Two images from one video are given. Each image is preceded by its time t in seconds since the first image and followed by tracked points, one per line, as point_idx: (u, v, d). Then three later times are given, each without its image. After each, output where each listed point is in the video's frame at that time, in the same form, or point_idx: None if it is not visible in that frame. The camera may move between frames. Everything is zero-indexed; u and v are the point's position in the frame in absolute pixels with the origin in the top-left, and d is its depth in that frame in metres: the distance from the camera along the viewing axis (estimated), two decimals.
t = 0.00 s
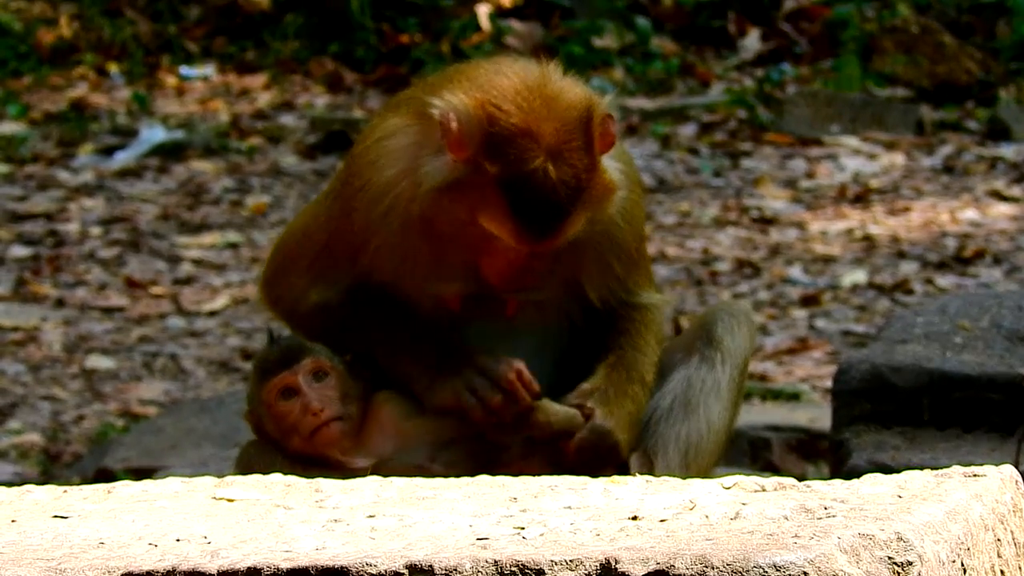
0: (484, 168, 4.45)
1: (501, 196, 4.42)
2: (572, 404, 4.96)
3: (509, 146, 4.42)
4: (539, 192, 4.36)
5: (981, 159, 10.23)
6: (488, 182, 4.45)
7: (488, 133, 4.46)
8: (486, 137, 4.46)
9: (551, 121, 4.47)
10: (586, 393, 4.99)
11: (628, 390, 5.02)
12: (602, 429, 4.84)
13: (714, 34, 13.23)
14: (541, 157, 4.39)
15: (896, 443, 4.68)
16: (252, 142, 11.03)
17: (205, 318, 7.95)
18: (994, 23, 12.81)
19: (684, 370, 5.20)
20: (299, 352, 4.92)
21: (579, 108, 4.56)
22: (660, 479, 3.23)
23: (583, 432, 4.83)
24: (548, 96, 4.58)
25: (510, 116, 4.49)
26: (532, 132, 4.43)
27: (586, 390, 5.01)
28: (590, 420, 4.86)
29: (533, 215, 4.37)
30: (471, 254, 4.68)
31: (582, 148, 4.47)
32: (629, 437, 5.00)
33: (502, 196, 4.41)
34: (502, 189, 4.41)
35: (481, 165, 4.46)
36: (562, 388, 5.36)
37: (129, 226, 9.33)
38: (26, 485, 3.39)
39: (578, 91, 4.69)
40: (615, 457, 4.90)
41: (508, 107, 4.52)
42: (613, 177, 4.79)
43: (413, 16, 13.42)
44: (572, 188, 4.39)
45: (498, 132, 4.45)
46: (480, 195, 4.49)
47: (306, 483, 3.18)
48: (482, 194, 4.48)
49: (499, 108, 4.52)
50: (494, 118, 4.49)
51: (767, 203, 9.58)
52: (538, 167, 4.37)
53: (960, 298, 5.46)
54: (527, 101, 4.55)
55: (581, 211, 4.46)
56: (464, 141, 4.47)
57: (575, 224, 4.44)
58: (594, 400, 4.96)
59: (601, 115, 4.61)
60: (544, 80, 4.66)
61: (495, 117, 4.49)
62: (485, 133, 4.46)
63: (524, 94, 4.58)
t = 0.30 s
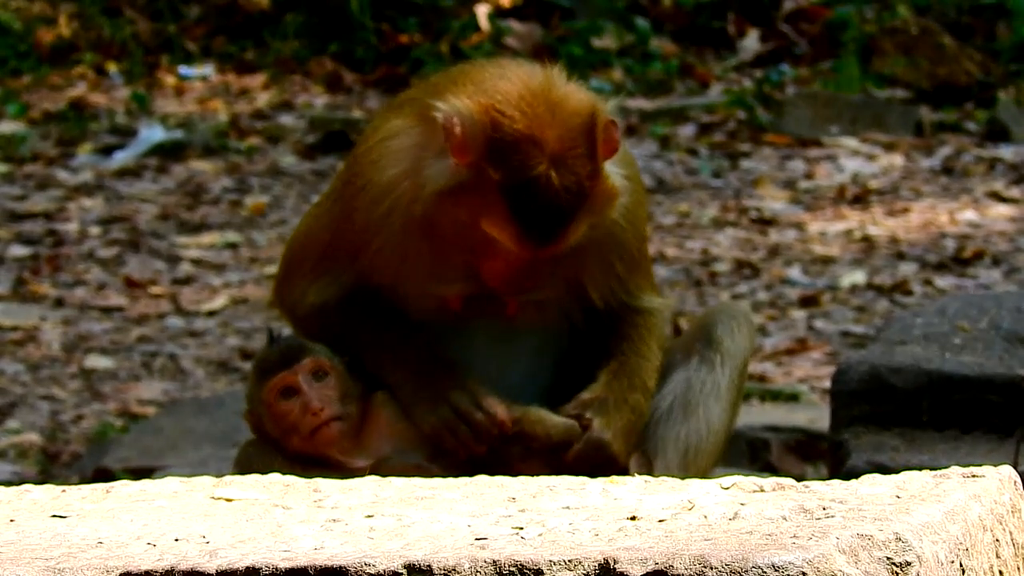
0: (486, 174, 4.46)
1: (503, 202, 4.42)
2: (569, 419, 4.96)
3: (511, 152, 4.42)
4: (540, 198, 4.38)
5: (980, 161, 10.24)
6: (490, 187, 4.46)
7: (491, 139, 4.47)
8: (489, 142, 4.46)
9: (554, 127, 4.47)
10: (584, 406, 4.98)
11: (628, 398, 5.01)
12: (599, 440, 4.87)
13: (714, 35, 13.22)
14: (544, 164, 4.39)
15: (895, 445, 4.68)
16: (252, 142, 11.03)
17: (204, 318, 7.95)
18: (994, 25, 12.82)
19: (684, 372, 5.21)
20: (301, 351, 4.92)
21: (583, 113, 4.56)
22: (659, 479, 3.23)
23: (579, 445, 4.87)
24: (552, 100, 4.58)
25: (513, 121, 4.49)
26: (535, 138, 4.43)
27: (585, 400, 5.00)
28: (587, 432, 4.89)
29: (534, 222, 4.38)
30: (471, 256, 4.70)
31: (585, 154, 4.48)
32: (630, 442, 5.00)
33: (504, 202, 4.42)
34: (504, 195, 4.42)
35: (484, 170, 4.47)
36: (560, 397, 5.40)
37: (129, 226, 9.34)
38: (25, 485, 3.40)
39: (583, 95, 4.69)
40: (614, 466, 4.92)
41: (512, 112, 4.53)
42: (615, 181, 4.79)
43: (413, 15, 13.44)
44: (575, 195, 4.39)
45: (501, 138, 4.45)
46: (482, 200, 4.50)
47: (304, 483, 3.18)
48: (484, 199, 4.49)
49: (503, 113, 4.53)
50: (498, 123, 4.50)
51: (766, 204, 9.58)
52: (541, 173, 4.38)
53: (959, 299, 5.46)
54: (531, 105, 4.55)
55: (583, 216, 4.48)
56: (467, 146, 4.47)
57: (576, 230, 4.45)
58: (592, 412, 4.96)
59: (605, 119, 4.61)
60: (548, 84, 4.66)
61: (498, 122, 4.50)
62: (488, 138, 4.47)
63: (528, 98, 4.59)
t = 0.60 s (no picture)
0: (487, 175, 4.46)
1: (504, 204, 4.42)
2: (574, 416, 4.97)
3: (512, 154, 4.42)
4: (542, 199, 4.35)
5: (981, 161, 10.23)
6: (491, 189, 4.45)
7: (492, 140, 4.46)
8: (490, 144, 4.46)
9: (556, 129, 4.47)
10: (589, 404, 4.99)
11: (632, 397, 5.01)
12: (603, 440, 4.87)
13: (714, 35, 13.20)
14: (544, 166, 4.39)
15: (896, 444, 4.67)
16: (252, 141, 11.02)
17: (203, 317, 7.94)
18: (995, 25, 12.83)
19: (685, 371, 5.21)
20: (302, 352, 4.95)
21: (584, 115, 4.56)
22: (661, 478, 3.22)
23: (583, 444, 4.86)
24: (554, 103, 4.58)
25: (515, 123, 4.49)
26: (536, 140, 4.43)
27: (588, 399, 5.01)
28: (591, 431, 4.89)
29: (534, 224, 4.37)
30: (472, 257, 4.68)
31: (587, 156, 4.47)
32: (633, 443, 5.00)
33: (504, 204, 4.42)
34: (505, 197, 4.41)
35: (485, 172, 4.46)
36: (565, 394, 5.39)
37: (128, 225, 9.33)
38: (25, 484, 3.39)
39: (585, 98, 4.69)
40: (619, 466, 4.92)
41: (514, 114, 4.52)
42: (617, 184, 4.79)
43: (414, 14, 13.47)
44: (575, 198, 4.39)
45: (503, 139, 4.45)
46: (483, 201, 4.49)
47: (306, 482, 3.17)
48: (484, 200, 4.48)
49: (505, 115, 4.52)
50: (500, 124, 4.49)
51: (766, 204, 9.58)
52: (542, 176, 4.37)
53: (960, 299, 5.46)
54: (533, 107, 4.55)
55: (583, 219, 4.47)
56: (469, 147, 4.47)
57: (577, 233, 4.44)
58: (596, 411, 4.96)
59: (608, 122, 4.60)
60: (550, 86, 4.66)
61: (500, 124, 4.49)
62: (490, 139, 4.46)
63: (530, 100, 4.58)
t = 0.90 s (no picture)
0: (486, 174, 4.47)
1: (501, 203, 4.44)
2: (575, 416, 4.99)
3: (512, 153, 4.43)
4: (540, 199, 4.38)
5: (981, 160, 10.23)
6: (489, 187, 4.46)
7: (491, 139, 4.47)
8: (489, 143, 4.46)
9: (555, 130, 4.48)
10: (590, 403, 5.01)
11: (634, 397, 5.02)
12: (605, 439, 4.90)
13: (715, 34, 13.18)
14: (543, 166, 4.40)
15: (896, 444, 4.68)
16: (252, 140, 11.02)
17: (204, 317, 7.94)
18: (996, 24, 12.84)
19: (685, 371, 5.21)
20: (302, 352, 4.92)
21: (584, 117, 4.58)
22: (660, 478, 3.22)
23: (585, 443, 4.89)
24: (554, 104, 4.59)
25: (514, 122, 4.50)
26: (535, 140, 4.45)
27: (590, 398, 5.02)
28: (593, 430, 4.92)
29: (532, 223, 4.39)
30: (470, 255, 4.69)
31: (586, 158, 4.49)
32: (633, 443, 5.02)
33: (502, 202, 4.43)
34: (503, 196, 4.43)
35: (484, 170, 4.47)
36: (565, 396, 5.42)
37: (128, 224, 9.33)
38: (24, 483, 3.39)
39: (584, 99, 4.70)
40: (620, 466, 4.94)
41: (513, 113, 4.53)
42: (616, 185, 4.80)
43: (415, 13, 13.48)
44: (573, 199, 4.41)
45: (501, 138, 4.46)
46: (481, 200, 4.50)
47: (306, 481, 3.17)
48: (483, 199, 4.49)
49: (505, 114, 4.53)
50: (498, 124, 4.50)
51: (767, 203, 9.57)
52: (541, 176, 4.39)
53: (961, 298, 5.46)
54: (532, 108, 4.56)
55: (582, 219, 4.49)
56: (468, 146, 4.47)
57: (575, 233, 4.47)
58: (598, 411, 4.98)
59: (608, 124, 4.62)
60: (550, 87, 4.67)
61: (499, 124, 4.50)
62: (489, 138, 4.47)
63: (530, 100, 4.59)
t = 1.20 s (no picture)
0: (486, 177, 4.47)
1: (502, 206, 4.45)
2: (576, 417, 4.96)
3: (512, 156, 4.44)
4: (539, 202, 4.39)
5: (983, 159, 10.22)
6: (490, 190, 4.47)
7: (492, 142, 4.47)
8: (490, 146, 4.47)
9: (556, 133, 4.48)
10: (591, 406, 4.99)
11: (634, 401, 5.02)
12: (604, 443, 4.88)
13: (716, 33, 13.15)
14: (544, 170, 4.41)
15: (898, 443, 4.68)
16: (254, 140, 11.02)
17: (205, 317, 7.94)
18: (997, 22, 12.83)
19: (687, 371, 5.22)
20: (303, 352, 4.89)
21: (585, 120, 4.57)
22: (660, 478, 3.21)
23: (583, 445, 4.86)
24: (555, 106, 4.59)
25: (515, 125, 4.50)
26: (535, 143, 4.45)
27: (592, 400, 5.01)
28: (593, 434, 4.89)
29: (532, 227, 4.41)
30: (470, 257, 4.70)
31: (586, 162, 4.50)
32: (634, 444, 5.00)
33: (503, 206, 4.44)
34: (503, 199, 4.44)
35: (484, 173, 4.48)
36: (567, 395, 5.40)
37: (130, 224, 9.33)
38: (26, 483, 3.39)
39: (586, 102, 4.70)
40: (619, 468, 4.93)
41: (514, 116, 4.53)
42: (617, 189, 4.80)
43: (416, 13, 13.48)
44: (572, 203, 4.42)
45: (502, 141, 4.46)
46: (481, 203, 4.51)
47: (307, 481, 3.17)
48: (483, 202, 4.50)
49: (506, 117, 4.53)
50: (499, 127, 4.50)
51: (769, 202, 9.56)
52: (541, 180, 4.40)
53: (963, 297, 5.45)
54: (533, 110, 4.56)
55: (582, 223, 4.50)
56: (469, 148, 4.47)
57: (574, 236, 4.47)
58: (599, 414, 4.96)
59: (609, 127, 4.61)
60: (551, 89, 4.66)
61: (500, 127, 4.50)
62: (490, 141, 4.47)
63: (530, 103, 4.59)
